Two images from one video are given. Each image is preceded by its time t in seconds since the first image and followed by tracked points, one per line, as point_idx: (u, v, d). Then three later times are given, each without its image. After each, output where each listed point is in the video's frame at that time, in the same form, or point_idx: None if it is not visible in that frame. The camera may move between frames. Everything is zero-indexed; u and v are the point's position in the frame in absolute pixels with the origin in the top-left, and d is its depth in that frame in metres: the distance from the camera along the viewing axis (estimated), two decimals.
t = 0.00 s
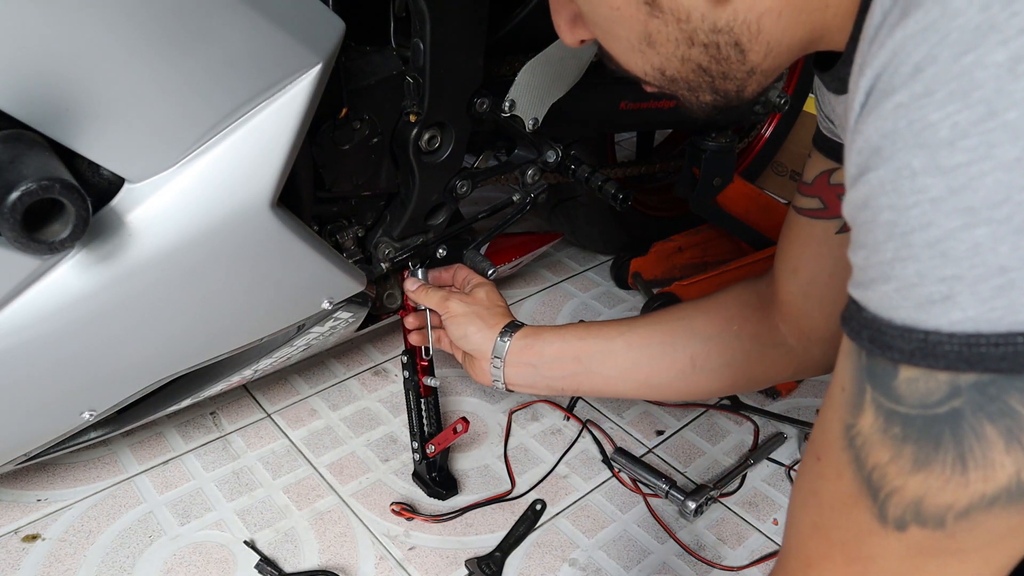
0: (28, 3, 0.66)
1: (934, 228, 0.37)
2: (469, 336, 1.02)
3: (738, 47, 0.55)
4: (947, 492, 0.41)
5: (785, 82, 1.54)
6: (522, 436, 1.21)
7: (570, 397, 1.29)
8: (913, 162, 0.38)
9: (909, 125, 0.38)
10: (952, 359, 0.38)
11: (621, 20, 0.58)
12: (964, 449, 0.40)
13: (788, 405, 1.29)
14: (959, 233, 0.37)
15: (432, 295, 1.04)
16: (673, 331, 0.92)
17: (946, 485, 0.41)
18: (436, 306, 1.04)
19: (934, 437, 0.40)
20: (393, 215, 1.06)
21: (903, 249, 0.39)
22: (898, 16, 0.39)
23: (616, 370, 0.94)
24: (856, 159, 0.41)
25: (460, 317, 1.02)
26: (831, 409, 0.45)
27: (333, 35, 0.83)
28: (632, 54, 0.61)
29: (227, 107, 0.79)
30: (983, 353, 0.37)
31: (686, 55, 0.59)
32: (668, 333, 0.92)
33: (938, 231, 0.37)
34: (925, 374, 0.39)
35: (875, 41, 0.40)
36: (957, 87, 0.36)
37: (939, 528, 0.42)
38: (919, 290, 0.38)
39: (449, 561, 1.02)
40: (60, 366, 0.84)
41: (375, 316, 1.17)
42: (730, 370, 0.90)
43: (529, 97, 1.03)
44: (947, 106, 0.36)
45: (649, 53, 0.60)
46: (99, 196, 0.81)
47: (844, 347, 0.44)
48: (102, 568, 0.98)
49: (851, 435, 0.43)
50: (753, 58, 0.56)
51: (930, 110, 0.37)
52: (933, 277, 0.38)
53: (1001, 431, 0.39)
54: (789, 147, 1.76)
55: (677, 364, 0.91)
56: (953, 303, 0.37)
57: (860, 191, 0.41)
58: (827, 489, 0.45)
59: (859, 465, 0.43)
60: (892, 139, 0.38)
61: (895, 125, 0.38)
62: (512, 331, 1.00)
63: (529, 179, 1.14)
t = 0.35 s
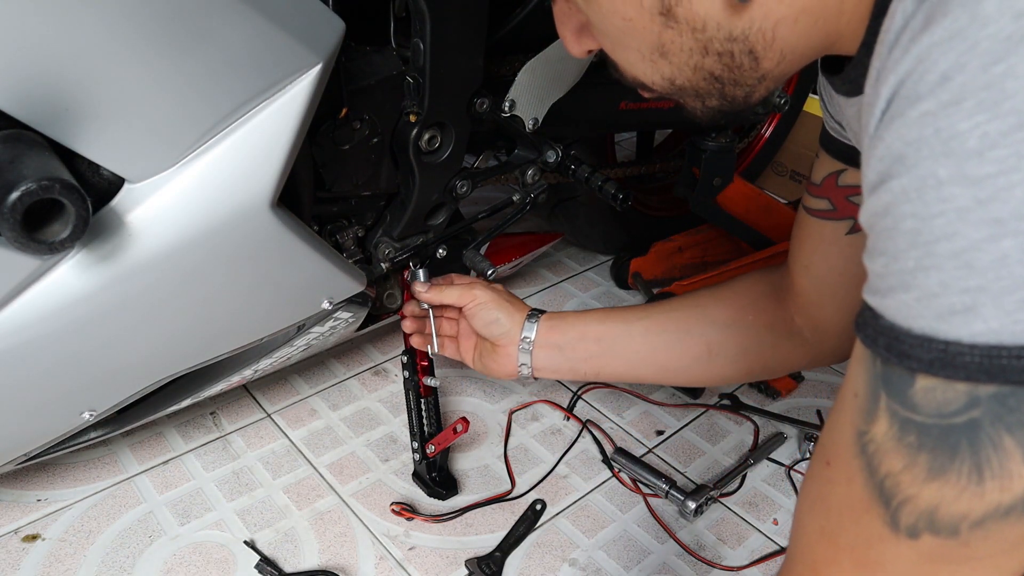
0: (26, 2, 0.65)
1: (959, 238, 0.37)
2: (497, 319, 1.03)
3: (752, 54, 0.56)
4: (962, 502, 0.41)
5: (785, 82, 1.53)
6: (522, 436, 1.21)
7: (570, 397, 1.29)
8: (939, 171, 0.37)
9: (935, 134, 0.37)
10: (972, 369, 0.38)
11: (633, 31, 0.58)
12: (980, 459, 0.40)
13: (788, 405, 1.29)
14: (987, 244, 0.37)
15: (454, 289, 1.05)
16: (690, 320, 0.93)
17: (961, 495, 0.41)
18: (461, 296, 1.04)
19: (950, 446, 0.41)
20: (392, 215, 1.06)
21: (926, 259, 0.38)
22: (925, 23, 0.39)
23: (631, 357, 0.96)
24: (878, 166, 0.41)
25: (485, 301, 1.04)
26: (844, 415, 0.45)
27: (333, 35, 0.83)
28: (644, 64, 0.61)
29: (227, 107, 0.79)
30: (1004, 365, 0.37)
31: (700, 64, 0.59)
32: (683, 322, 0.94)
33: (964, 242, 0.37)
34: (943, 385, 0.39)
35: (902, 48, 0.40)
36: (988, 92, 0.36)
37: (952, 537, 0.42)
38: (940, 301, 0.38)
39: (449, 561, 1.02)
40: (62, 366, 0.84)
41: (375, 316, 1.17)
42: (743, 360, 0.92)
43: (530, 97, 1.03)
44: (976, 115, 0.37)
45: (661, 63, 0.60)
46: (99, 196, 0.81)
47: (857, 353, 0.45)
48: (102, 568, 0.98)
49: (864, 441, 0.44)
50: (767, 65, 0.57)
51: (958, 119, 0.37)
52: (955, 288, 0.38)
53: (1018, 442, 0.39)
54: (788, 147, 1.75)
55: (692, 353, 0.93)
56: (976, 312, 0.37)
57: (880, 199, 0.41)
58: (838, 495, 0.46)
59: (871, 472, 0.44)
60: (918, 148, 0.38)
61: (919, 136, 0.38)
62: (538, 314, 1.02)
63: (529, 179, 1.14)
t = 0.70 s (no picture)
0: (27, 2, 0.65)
1: (993, 254, 0.37)
2: (505, 315, 1.10)
3: (770, 52, 0.56)
4: (983, 514, 0.41)
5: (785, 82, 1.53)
6: (522, 436, 1.21)
7: (570, 397, 1.29)
8: (972, 186, 0.38)
9: (971, 148, 0.38)
10: (1001, 385, 0.38)
11: (649, 27, 0.58)
12: (1005, 473, 0.40)
13: (787, 405, 1.30)
14: (1019, 260, 0.36)
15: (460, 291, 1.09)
16: (690, 296, 1.01)
17: (983, 507, 0.41)
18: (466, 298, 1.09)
19: (974, 459, 0.41)
20: (392, 215, 1.06)
21: (958, 274, 0.38)
22: (963, 37, 0.39)
23: (639, 333, 1.05)
24: (904, 178, 0.42)
25: (491, 299, 1.10)
26: (863, 423, 0.46)
27: (333, 35, 0.83)
28: (657, 60, 0.61)
29: (226, 107, 0.79)
30: None
31: (715, 60, 0.59)
32: (686, 298, 1.01)
33: (998, 257, 0.37)
34: (968, 399, 0.39)
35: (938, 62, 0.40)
36: None
37: (971, 548, 0.43)
38: (970, 316, 0.38)
39: (449, 561, 1.02)
40: (62, 366, 0.84)
41: (375, 316, 1.17)
42: (743, 330, 1.00)
43: (530, 97, 1.03)
44: (1014, 130, 0.36)
45: (675, 59, 0.60)
46: (99, 196, 0.81)
47: (877, 362, 0.45)
48: (102, 568, 0.98)
49: (882, 451, 0.44)
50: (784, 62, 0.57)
51: (996, 134, 0.37)
52: (988, 304, 0.37)
53: None
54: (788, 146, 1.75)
55: (693, 327, 1.01)
56: (1008, 330, 0.37)
57: (911, 211, 0.41)
58: (855, 503, 0.46)
59: (889, 481, 0.44)
60: (953, 163, 0.38)
61: (950, 144, 0.39)
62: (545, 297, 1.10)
63: (529, 179, 1.14)
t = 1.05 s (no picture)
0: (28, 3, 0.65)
1: (1007, 264, 0.37)
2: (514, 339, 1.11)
3: (776, 56, 0.56)
4: (995, 524, 0.41)
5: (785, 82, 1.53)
6: (522, 436, 1.21)
7: (570, 397, 1.29)
8: (988, 198, 0.37)
9: (985, 158, 0.38)
10: (1013, 396, 0.37)
11: (653, 31, 0.58)
12: (1017, 482, 0.40)
13: (787, 405, 1.29)
14: None
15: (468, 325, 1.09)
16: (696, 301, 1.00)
17: (995, 518, 0.41)
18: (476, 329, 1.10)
19: (985, 468, 0.40)
20: (393, 215, 1.06)
21: (971, 283, 0.38)
22: (978, 48, 0.39)
23: (646, 342, 1.03)
24: (917, 187, 0.42)
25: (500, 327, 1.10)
26: (872, 431, 0.46)
27: (333, 36, 0.83)
28: (660, 62, 0.61)
29: (226, 107, 0.79)
30: None
31: (721, 65, 0.59)
32: (691, 305, 1.00)
33: (1011, 268, 0.37)
34: (980, 408, 0.39)
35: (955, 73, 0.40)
36: None
37: (982, 559, 0.42)
38: (983, 326, 0.38)
39: (448, 561, 1.02)
40: (62, 366, 0.84)
41: (374, 316, 1.17)
42: (751, 333, 0.99)
43: (530, 97, 1.03)
44: None
45: (679, 62, 0.60)
46: (99, 196, 0.81)
47: (886, 371, 0.46)
48: (102, 568, 0.98)
49: (892, 459, 0.45)
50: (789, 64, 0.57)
51: (1011, 145, 0.37)
52: (1001, 314, 0.37)
53: None
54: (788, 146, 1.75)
55: (702, 333, 1.00)
56: (1020, 340, 0.36)
57: (924, 220, 0.41)
58: (863, 511, 0.46)
59: (900, 490, 0.44)
60: (967, 173, 0.38)
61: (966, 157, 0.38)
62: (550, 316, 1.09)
63: (529, 179, 1.14)
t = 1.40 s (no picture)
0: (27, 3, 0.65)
1: (1004, 264, 0.37)
2: (516, 351, 1.10)
3: (774, 54, 0.56)
4: (991, 524, 0.41)
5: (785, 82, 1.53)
6: (522, 436, 1.21)
7: (570, 397, 1.29)
8: (984, 197, 0.37)
9: (980, 158, 0.38)
10: (1009, 396, 0.37)
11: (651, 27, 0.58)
12: (1013, 483, 0.40)
13: (788, 405, 1.29)
14: None
15: (468, 335, 1.10)
16: (694, 305, 1.00)
17: (991, 518, 0.41)
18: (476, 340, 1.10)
19: (981, 469, 0.40)
20: (392, 215, 1.06)
21: (966, 282, 0.38)
22: (974, 47, 0.39)
23: (646, 350, 1.03)
24: (912, 186, 0.42)
25: (501, 338, 1.10)
26: (870, 431, 0.46)
27: (332, 36, 0.83)
28: (658, 60, 0.61)
29: (226, 108, 0.79)
30: None
31: (719, 61, 0.59)
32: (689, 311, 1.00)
33: (1007, 268, 0.37)
34: (976, 408, 0.39)
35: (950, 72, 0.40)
36: None
37: (979, 558, 0.42)
38: (979, 326, 0.38)
39: (449, 561, 1.02)
40: (62, 366, 0.84)
41: (374, 316, 1.17)
42: (749, 337, 0.98)
43: (529, 97, 1.03)
44: None
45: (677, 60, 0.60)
46: (98, 196, 0.81)
47: (883, 371, 0.45)
48: (102, 568, 0.98)
49: (888, 459, 0.45)
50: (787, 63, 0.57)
51: (1006, 144, 0.37)
52: (997, 314, 0.37)
53: None
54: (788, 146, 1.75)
55: (701, 338, 0.99)
56: (1016, 340, 0.36)
57: (919, 220, 0.41)
58: (860, 511, 0.46)
59: (896, 490, 0.44)
60: (961, 172, 0.38)
61: (961, 158, 0.38)
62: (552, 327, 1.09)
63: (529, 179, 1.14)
